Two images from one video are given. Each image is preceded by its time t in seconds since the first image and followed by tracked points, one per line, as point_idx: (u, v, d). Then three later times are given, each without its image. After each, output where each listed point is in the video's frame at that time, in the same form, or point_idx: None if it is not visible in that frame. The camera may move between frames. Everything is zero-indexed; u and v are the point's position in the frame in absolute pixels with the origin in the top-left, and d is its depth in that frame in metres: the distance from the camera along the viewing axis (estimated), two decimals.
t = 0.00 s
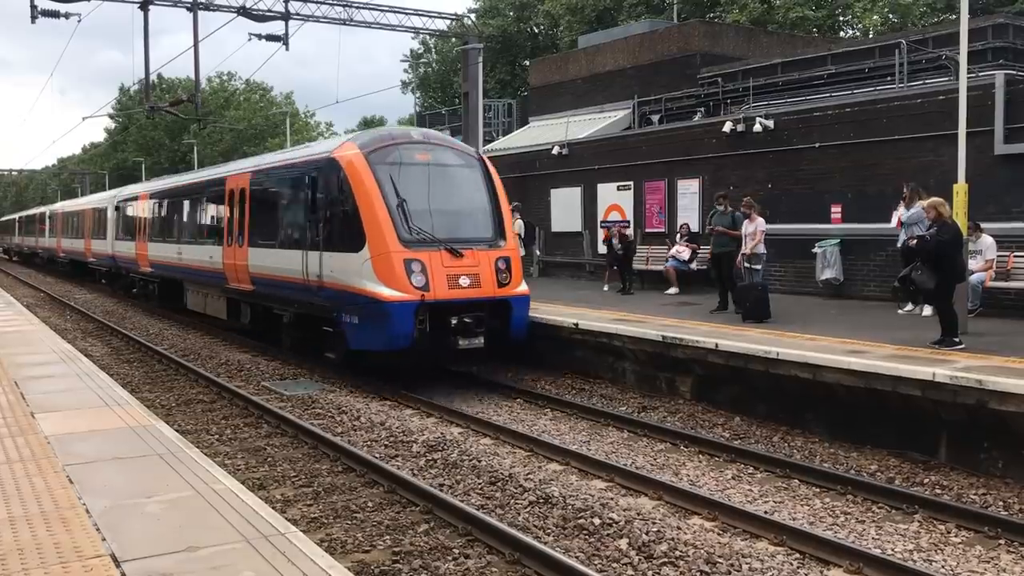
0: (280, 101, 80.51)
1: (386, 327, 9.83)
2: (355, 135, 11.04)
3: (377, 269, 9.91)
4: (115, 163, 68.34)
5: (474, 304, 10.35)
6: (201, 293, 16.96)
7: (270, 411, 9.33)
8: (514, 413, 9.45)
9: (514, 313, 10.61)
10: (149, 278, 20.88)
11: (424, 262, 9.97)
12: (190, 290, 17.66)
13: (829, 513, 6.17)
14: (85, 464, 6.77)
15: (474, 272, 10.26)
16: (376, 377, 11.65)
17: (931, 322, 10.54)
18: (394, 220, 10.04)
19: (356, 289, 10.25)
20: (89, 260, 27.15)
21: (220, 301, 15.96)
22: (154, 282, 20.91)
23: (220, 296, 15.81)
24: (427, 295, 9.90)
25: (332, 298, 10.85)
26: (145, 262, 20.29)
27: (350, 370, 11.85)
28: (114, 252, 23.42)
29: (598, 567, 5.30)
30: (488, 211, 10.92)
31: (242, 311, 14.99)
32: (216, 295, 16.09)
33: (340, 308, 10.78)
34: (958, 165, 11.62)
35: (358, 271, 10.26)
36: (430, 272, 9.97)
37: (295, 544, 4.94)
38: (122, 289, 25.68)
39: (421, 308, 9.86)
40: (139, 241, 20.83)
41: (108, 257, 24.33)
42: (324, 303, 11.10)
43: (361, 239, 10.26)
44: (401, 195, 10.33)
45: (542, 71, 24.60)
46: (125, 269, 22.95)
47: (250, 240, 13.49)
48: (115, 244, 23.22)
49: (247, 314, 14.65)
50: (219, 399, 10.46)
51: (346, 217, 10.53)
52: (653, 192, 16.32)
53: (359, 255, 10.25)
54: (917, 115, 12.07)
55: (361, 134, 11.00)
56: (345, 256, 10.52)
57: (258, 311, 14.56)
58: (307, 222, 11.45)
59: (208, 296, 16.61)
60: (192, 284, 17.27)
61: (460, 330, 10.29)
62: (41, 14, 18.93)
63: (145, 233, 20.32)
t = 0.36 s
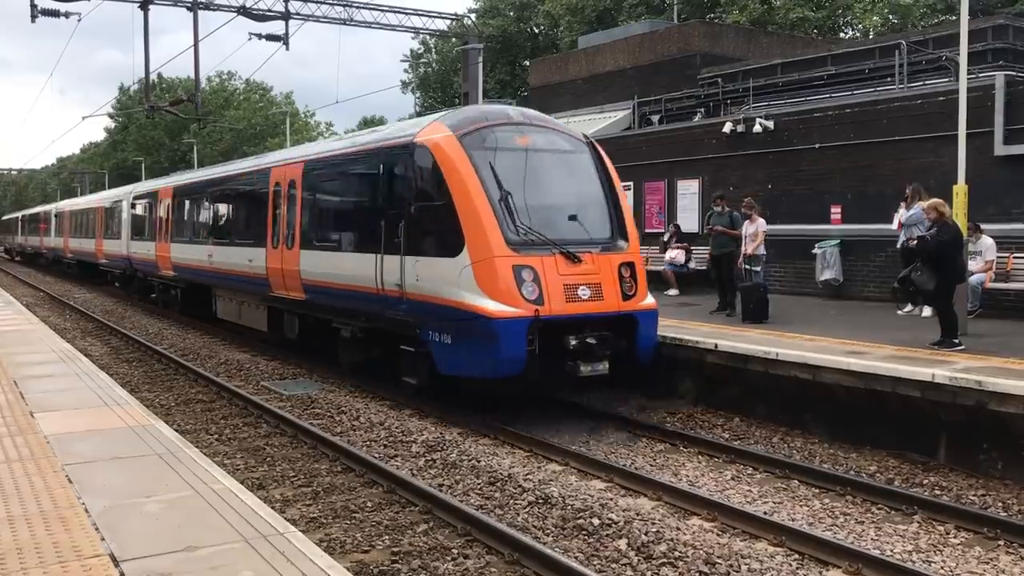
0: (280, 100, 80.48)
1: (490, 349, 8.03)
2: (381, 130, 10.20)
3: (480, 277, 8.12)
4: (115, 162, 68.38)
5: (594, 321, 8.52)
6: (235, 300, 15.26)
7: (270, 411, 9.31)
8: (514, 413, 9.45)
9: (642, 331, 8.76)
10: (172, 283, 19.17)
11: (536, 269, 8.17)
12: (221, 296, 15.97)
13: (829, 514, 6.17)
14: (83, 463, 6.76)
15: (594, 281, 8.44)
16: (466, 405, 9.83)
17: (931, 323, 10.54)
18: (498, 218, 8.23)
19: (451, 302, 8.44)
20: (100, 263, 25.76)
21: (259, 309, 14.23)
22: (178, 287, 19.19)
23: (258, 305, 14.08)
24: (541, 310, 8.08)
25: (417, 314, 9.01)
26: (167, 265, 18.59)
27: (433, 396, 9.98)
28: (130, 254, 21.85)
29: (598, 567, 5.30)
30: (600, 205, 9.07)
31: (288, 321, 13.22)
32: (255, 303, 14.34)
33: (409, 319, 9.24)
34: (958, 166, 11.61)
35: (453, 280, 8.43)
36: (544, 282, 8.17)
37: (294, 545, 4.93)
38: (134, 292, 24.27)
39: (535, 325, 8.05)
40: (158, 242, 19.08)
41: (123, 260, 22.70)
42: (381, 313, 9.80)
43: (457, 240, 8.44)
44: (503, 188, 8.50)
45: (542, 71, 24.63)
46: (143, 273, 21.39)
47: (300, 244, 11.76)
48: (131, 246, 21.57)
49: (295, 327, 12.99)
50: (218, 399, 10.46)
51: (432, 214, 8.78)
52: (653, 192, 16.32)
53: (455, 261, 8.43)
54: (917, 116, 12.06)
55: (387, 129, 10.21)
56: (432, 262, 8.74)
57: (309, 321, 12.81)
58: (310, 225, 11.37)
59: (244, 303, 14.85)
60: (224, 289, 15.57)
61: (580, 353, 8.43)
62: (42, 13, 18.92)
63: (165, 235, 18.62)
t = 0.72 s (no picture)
0: (280, 100, 80.48)
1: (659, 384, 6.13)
2: (382, 129, 10.10)
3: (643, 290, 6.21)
4: (115, 162, 68.47)
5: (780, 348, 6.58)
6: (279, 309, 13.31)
7: (270, 411, 9.30)
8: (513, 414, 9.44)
9: (842, 359, 6.76)
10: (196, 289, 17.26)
11: (714, 279, 6.24)
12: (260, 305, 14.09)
13: (828, 514, 6.17)
14: (83, 463, 6.75)
15: (783, 296, 6.52)
16: (591, 444, 8.04)
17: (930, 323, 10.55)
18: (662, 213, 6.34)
19: (599, 324, 6.53)
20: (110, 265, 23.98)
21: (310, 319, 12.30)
22: (203, 294, 17.31)
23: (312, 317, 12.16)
24: (725, 334, 6.14)
25: (549, 337, 7.07)
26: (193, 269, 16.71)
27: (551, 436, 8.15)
28: (145, 258, 19.99)
29: (597, 567, 5.30)
30: (773, 202, 7.16)
31: (347, 337, 11.29)
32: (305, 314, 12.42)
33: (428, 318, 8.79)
34: (957, 166, 11.63)
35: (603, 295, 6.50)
36: (725, 298, 6.22)
37: (293, 545, 4.92)
38: (147, 297, 22.43)
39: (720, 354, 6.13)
40: (183, 244, 17.12)
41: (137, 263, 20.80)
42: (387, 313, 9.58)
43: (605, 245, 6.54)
44: (660, 176, 6.59)
45: (542, 72, 24.69)
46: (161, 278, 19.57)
47: (369, 247, 9.86)
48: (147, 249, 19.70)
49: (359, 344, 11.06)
50: (217, 398, 10.46)
51: (565, 210, 6.89)
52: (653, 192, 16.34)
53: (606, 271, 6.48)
54: (916, 116, 12.08)
55: (386, 128, 10.08)
56: (567, 271, 6.80)
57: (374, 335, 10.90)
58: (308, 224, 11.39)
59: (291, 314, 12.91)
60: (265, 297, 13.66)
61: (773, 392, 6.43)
62: (41, 13, 18.89)
63: (191, 236, 16.67)
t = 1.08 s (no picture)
0: (279, 100, 80.49)
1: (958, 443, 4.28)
2: (382, 129, 10.09)
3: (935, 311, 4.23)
4: (115, 162, 68.52)
5: None
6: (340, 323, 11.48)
7: (268, 411, 9.31)
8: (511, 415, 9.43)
9: None
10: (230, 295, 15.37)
11: None
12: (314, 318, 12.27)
13: (827, 515, 6.15)
14: (82, 464, 6.75)
15: None
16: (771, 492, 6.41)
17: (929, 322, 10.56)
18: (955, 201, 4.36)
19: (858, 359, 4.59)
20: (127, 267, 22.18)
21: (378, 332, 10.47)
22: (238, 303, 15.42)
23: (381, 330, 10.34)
24: None
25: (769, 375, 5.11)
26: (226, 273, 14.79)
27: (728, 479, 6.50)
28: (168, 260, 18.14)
29: (596, 568, 5.31)
30: None
31: (431, 358, 9.52)
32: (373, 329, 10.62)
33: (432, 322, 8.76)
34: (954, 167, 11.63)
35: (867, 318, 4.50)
36: None
37: (292, 545, 4.92)
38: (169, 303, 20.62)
39: None
40: (216, 244, 15.18)
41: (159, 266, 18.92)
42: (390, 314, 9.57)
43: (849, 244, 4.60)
44: (943, 151, 4.54)
45: (542, 72, 24.73)
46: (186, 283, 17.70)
47: (468, 248, 7.98)
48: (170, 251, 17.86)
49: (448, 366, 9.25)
50: (216, 399, 10.45)
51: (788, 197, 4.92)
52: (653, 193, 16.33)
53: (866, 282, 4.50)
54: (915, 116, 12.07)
55: (384, 129, 10.04)
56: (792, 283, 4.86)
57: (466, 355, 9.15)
58: (309, 224, 11.40)
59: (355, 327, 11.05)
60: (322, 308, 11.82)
61: None
62: (41, 13, 18.88)
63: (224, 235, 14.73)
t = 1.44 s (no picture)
0: (278, 100, 80.46)
1: None
2: (380, 129, 10.09)
3: None
4: (113, 162, 68.54)
5: None
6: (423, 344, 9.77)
7: (267, 411, 9.31)
8: (508, 416, 9.44)
9: None
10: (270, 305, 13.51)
11: None
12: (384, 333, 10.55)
13: (824, 515, 6.17)
14: (81, 464, 6.75)
15: None
16: (1007, 533, 5.20)
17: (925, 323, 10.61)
18: None
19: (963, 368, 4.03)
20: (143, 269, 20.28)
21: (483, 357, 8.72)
22: (280, 313, 13.54)
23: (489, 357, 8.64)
24: None
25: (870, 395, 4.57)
26: (266, 280, 12.85)
27: (945, 510, 5.28)
28: (195, 263, 16.27)
29: (595, 568, 5.31)
30: None
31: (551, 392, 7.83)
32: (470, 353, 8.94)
33: (428, 323, 8.74)
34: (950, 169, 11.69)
35: (962, 324, 3.99)
36: None
37: (291, 545, 4.93)
38: (192, 309, 18.73)
39: None
40: (253, 245, 13.24)
41: (183, 268, 17.04)
42: (386, 314, 9.56)
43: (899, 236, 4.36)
44: None
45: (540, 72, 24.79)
46: (213, 288, 15.86)
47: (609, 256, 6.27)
48: (198, 253, 16.01)
49: (577, 404, 7.56)
50: (214, 399, 10.44)
51: (897, 197, 4.35)
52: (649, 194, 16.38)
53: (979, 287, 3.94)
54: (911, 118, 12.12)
55: (383, 128, 10.06)
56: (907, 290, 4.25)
57: (603, 386, 7.56)
58: (308, 224, 11.38)
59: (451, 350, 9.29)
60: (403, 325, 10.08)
61: None
62: (39, 12, 18.85)
63: (266, 236, 12.79)
